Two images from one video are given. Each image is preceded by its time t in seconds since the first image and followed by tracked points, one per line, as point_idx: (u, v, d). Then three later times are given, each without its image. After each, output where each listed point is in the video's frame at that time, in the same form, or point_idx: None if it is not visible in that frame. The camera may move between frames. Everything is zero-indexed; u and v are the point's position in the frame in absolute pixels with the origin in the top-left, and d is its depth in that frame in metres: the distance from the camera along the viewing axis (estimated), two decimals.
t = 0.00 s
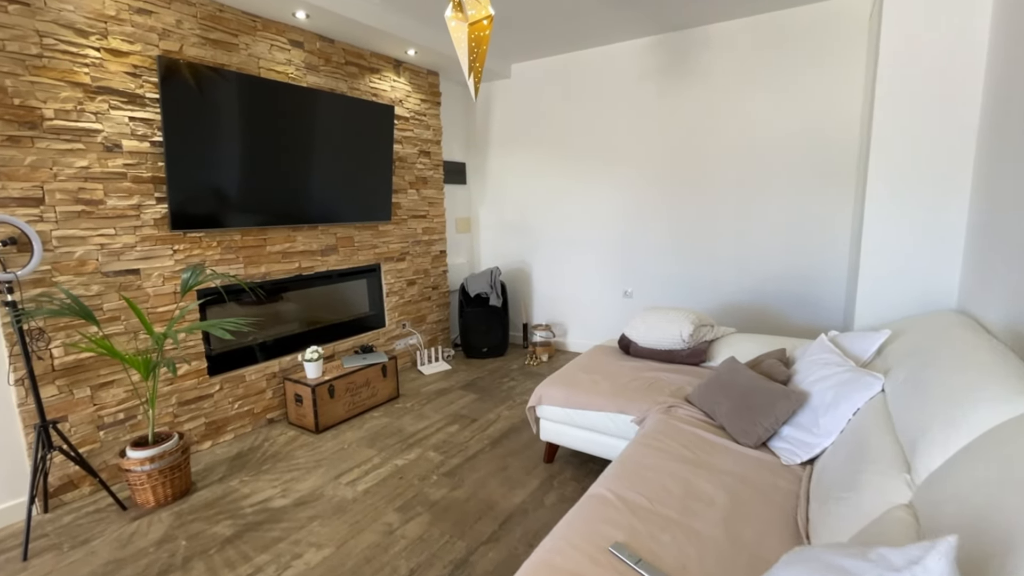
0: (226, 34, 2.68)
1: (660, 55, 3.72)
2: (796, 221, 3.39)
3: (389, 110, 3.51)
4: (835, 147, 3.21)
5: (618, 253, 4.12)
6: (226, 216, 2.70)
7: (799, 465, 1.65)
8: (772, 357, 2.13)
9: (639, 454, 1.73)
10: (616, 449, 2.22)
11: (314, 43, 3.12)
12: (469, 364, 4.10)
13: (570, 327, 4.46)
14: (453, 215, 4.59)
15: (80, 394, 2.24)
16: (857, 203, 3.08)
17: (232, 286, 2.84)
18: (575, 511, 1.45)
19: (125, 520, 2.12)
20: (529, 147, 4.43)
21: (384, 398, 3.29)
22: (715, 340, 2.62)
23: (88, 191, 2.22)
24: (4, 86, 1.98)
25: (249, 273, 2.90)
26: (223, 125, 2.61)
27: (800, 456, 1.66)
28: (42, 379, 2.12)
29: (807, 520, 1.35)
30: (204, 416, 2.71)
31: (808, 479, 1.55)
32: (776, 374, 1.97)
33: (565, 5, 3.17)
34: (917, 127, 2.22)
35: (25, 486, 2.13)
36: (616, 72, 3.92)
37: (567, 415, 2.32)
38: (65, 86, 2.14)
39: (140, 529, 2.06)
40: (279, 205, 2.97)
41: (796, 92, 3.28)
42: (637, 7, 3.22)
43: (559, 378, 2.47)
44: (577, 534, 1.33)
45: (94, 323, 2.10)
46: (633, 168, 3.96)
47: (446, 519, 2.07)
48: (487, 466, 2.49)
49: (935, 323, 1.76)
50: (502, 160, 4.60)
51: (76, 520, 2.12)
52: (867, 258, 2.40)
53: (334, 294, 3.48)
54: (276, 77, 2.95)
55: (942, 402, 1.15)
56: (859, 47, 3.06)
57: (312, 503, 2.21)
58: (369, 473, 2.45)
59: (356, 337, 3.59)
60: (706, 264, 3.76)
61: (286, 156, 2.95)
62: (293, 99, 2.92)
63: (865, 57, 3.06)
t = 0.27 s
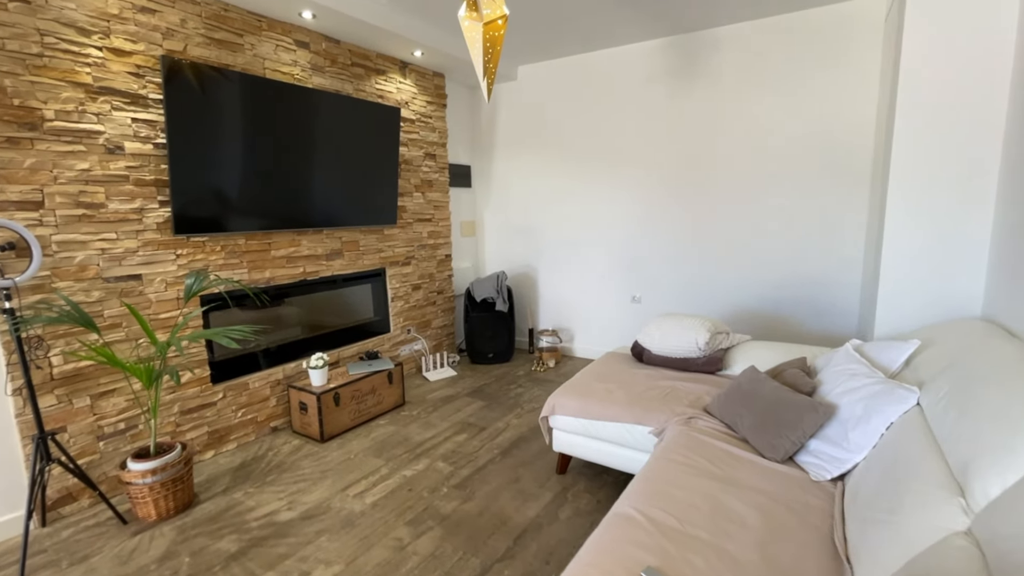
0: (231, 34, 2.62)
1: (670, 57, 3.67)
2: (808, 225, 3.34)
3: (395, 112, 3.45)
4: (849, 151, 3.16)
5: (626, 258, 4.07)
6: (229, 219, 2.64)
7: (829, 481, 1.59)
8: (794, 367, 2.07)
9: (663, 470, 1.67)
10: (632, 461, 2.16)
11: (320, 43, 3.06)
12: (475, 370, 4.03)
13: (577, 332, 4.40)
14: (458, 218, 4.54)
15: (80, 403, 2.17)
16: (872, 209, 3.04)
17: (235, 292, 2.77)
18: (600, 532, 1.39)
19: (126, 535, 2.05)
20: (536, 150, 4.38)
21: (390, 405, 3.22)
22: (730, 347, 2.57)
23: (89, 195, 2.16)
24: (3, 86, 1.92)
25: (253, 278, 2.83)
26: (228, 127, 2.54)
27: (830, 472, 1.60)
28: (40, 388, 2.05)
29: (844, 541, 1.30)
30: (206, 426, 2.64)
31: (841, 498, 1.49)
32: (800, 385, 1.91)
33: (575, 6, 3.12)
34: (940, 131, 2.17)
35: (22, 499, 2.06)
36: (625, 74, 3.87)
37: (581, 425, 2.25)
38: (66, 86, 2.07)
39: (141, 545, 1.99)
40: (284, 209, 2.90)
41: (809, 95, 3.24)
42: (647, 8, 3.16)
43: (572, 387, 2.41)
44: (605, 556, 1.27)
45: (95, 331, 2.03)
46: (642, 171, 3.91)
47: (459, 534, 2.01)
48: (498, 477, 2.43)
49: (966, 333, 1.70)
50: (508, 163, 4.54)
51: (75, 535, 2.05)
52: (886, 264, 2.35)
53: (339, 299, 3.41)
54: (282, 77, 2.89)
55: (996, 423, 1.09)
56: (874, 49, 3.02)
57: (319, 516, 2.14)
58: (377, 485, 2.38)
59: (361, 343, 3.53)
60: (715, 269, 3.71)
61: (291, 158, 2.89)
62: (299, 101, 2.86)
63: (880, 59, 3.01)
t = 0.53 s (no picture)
0: (244, 38, 2.58)
1: (685, 62, 3.63)
2: (829, 233, 3.28)
3: (407, 118, 3.40)
4: (871, 158, 3.10)
5: (640, 265, 4.00)
6: (241, 227, 2.59)
7: (871, 503, 1.52)
8: (825, 381, 2.01)
9: (696, 490, 1.60)
10: (658, 478, 2.08)
11: (333, 48, 3.02)
12: (486, 379, 3.97)
13: (590, 340, 4.33)
14: (469, 224, 4.49)
15: (89, 416, 2.11)
16: (896, 216, 2.97)
17: (247, 301, 2.72)
18: (636, 558, 1.33)
19: (136, 553, 1.99)
20: (547, 156, 4.33)
21: (402, 416, 3.16)
22: (754, 359, 2.51)
23: (101, 202, 2.11)
24: (14, 92, 1.87)
25: (265, 286, 2.78)
26: (240, 133, 2.50)
27: (872, 493, 1.53)
28: (49, 401, 2.00)
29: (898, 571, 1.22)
30: (216, 438, 2.58)
31: (887, 522, 1.43)
32: (834, 400, 1.85)
33: (592, 11, 3.07)
34: (974, 138, 2.11)
35: (29, 515, 2.00)
36: (639, 79, 3.82)
37: (603, 440, 2.19)
38: (78, 91, 2.03)
39: (152, 564, 1.93)
40: (296, 216, 2.85)
41: (829, 101, 3.18)
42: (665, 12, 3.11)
43: (593, 400, 2.34)
44: None
45: (106, 344, 1.97)
46: (656, 177, 3.85)
47: (479, 553, 1.94)
48: (516, 492, 2.36)
49: (1012, 348, 1.64)
50: (519, 168, 4.49)
51: (83, 553, 1.99)
52: (918, 275, 2.28)
53: (350, 307, 3.36)
54: (294, 83, 2.85)
55: None
56: (897, 54, 2.96)
57: (334, 534, 2.08)
58: (392, 500, 2.32)
59: (371, 352, 3.47)
60: (732, 277, 3.64)
61: (303, 165, 2.84)
62: (311, 107, 2.81)
63: (904, 65, 2.95)
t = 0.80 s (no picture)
0: (256, 42, 2.53)
1: (703, 65, 3.55)
2: (854, 240, 3.18)
3: (420, 122, 3.35)
4: (899, 163, 3.01)
5: (656, 272, 3.92)
6: (253, 234, 2.53)
7: (924, 531, 1.43)
8: (863, 396, 1.91)
9: (732, 513, 1.52)
10: (686, 497, 1.99)
11: (346, 52, 2.97)
12: (499, 388, 3.89)
13: (604, 348, 4.24)
14: (481, 230, 4.42)
15: (97, 430, 2.05)
16: (926, 223, 2.87)
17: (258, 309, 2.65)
18: None
19: (144, 573, 1.92)
20: (561, 160, 4.26)
21: (415, 427, 3.08)
22: (782, 371, 2.42)
23: (111, 210, 2.06)
24: (24, 97, 1.82)
25: (276, 294, 2.72)
26: (252, 139, 2.44)
27: (925, 520, 1.44)
28: (56, 415, 1.94)
29: None
30: (226, 450, 2.51)
31: (945, 553, 1.33)
32: (876, 417, 1.75)
33: (609, 12, 3.00)
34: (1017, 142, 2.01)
35: (35, 533, 1.94)
36: (656, 82, 3.75)
37: (628, 456, 2.10)
38: (88, 96, 1.98)
39: None
40: (308, 222, 2.79)
41: (855, 104, 3.09)
42: (685, 13, 3.04)
43: (615, 413, 2.26)
44: None
45: (115, 356, 1.91)
46: (673, 182, 3.77)
47: None
48: (536, 509, 2.28)
49: None
50: (532, 173, 4.42)
51: (90, 572, 1.92)
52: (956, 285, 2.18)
53: (361, 315, 3.29)
54: (307, 87, 2.79)
55: None
56: (926, 56, 2.87)
57: (349, 553, 2.00)
58: (407, 517, 2.24)
59: (383, 360, 3.40)
60: (752, 284, 3.55)
61: (316, 170, 2.78)
62: (324, 112, 2.76)
63: (933, 67, 2.87)
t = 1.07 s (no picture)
0: (264, 42, 2.44)
1: (723, 65, 3.45)
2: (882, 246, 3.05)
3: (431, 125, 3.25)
4: (930, 166, 2.88)
5: (673, 279, 3.79)
6: (259, 241, 2.43)
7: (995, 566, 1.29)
8: (911, 415, 1.79)
9: (781, 545, 1.38)
10: (719, 521, 1.86)
11: (355, 52, 2.88)
12: (511, 399, 3.77)
13: (618, 358, 4.12)
14: (491, 236, 4.31)
15: (95, 446, 1.95)
16: (961, 229, 2.74)
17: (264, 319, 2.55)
18: None
19: None
20: (574, 164, 4.16)
21: (425, 440, 2.96)
22: (815, 385, 2.29)
23: (111, 215, 1.96)
24: (20, 97, 1.73)
25: (283, 302, 2.62)
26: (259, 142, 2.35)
27: (995, 555, 1.30)
28: (51, 431, 1.84)
29: None
30: (230, 466, 2.40)
31: None
32: (929, 438, 1.62)
33: (627, 11, 2.90)
34: None
35: (27, 557, 1.83)
36: (673, 84, 3.64)
37: (655, 476, 1.98)
38: (89, 96, 1.89)
39: None
40: (316, 228, 2.69)
41: (883, 105, 2.97)
42: (705, 12, 2.93)
43: (640, 429, 2.13)
44: None
45: (114, 371, 1.80)
46: (691, 187, 3.65)
47: None
48: (555, 531, 2.15)
49: None
50: (544, 177, 4.32)
51: None
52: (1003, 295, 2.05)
53: (370, 324, 3.18)
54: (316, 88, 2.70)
55: None
56: (959, 55, 2.76)
57: None
58: (420, 539, 2.12)
59: (392, 370, 3.29)
60: (774, 292, 3.42)
61: (325, 174, 2.68)
62: (333, 114, 2.66)
63: (967, 66, 2.75)
